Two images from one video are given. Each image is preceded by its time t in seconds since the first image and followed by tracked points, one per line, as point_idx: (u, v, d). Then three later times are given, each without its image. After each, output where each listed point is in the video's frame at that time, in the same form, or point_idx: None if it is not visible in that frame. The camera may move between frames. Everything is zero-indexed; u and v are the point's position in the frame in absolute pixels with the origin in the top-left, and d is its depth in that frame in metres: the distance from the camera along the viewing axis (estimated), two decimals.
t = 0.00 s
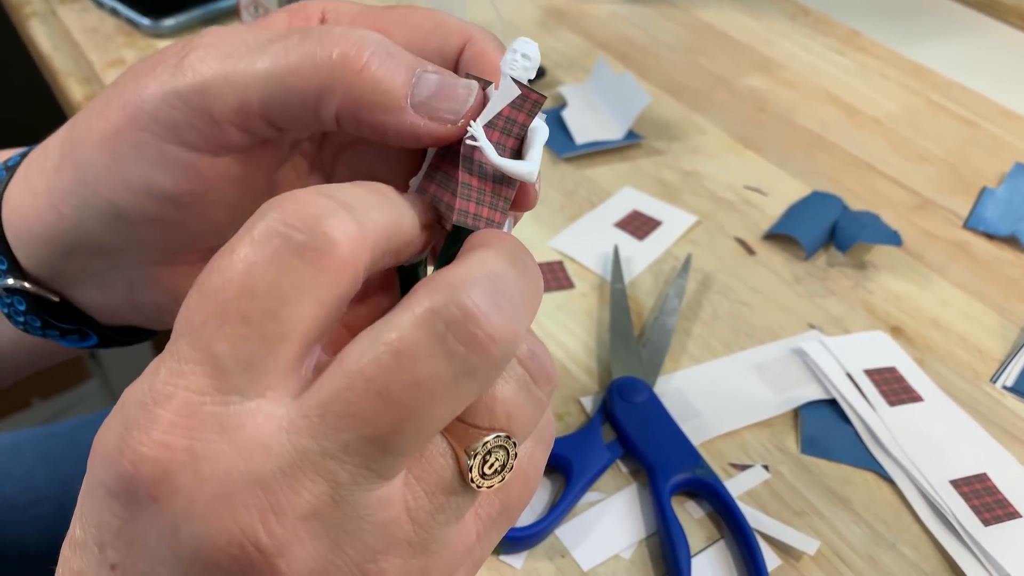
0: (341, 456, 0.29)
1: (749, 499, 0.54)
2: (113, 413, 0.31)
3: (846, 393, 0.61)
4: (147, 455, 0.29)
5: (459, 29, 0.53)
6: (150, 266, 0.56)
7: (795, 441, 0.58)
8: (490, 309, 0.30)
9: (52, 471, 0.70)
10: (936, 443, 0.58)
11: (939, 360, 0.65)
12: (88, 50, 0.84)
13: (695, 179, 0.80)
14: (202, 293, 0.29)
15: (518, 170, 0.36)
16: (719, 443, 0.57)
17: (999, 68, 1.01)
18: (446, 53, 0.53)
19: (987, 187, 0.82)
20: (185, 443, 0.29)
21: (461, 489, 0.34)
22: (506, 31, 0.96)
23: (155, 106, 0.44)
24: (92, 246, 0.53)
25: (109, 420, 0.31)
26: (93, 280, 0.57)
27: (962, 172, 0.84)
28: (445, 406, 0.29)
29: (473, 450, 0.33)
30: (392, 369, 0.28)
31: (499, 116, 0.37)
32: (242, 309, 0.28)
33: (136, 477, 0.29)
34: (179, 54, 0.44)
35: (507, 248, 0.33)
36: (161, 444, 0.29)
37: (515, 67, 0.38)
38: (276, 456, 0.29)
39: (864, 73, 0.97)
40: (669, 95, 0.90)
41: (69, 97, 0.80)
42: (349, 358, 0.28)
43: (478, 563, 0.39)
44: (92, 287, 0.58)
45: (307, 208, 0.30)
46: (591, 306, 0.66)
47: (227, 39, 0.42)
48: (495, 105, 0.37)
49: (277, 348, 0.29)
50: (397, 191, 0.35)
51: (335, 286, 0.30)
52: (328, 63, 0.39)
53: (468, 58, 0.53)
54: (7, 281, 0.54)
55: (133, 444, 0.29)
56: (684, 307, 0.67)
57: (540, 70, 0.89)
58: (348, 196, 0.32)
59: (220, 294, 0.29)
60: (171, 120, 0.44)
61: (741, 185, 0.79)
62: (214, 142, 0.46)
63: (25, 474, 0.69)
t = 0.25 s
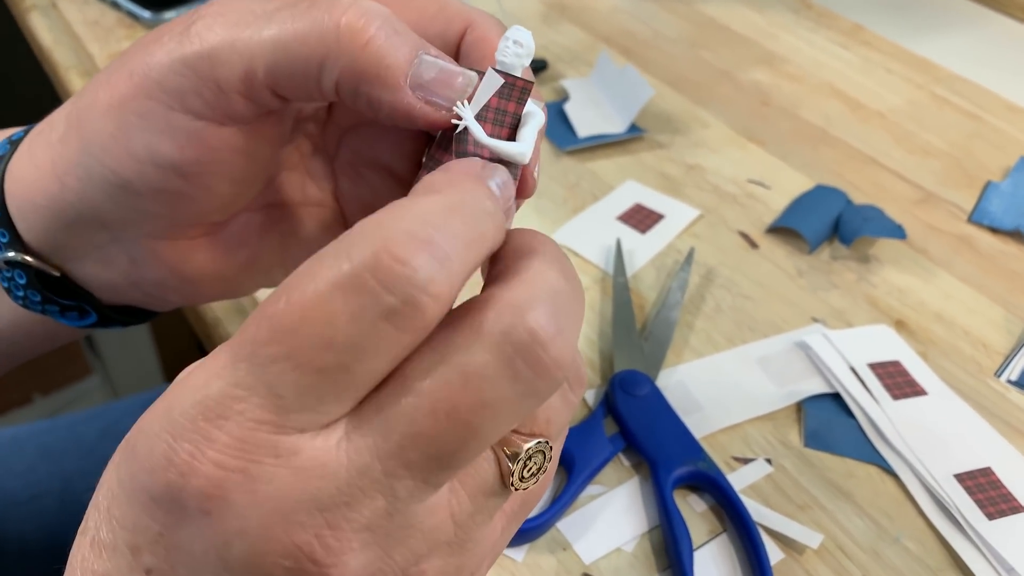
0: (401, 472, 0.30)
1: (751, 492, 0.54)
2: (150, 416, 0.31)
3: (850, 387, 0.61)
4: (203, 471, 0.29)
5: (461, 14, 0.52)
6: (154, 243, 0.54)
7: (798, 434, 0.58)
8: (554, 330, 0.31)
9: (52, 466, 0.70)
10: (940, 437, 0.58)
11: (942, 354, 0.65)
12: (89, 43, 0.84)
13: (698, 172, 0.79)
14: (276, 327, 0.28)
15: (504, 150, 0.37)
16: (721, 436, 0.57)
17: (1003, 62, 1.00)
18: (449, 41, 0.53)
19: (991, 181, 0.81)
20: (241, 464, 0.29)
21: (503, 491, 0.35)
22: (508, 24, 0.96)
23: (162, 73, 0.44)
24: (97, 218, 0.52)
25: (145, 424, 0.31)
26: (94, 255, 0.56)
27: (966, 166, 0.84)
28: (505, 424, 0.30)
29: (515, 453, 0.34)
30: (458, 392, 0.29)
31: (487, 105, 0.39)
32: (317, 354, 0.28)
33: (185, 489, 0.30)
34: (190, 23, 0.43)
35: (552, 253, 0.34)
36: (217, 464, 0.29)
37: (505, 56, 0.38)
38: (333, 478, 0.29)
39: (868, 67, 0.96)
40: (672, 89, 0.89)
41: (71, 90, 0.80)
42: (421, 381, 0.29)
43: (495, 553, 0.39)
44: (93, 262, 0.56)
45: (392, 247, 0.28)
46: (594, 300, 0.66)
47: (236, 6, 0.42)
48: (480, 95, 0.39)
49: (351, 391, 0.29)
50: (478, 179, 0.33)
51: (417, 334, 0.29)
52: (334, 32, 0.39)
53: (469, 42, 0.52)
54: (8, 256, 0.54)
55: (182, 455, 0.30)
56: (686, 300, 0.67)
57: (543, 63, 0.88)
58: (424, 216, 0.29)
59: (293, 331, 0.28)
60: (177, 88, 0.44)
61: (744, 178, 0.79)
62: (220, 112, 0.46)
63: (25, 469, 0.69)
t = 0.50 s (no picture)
0: (397, 452, 0.30)
1: (753, 488, 0.54)
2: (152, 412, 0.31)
3: (852, 383, 0.61)
4: (200, 460, 0.29)
5: (459, 18, 0.53)
6: (164, 262, 0.55)
7: (800, 430, 0.58)
8: (536, 301, 0.31)
9: (54, 463, 0.70)
10: (942, 433, 0.58)
11: (945, 350, 0.64)
12: (90, 39, 0.84)
13: (700, 168, 0.79)
14: (262, 297, 0.28)
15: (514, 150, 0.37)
16: (723, 432, 0.57)
17: (1006, 58, 1.00)
18: (449, 45, 0.53)
19: (994, 177, 0.81)
20: (239, 448, 0.29)
21: (505, 490, 0.34)
22: (510, 20, 0.96)
23: (156, 110, 0.43)
24: (101, 242, 0.53)
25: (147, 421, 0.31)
26: (101, 276, 0.56)
27: (969, 161, 0.83)
28: (493, 398, 0.31)
29: (516, 449, 0.34)
30: (443, 363, 0.29)
31: (496, 107, 0.38)
32: (305, 322, 0.28)
33: (187, 479, 0.29)
34: (179, 55, 0.43)
35: (551, 227, 0.34)
36: (215, 450, 0.29)
37: (513, 54, 0.38)
38: (330, 458, 0.30)
39: (870, 62, 0.96)
40: (674, 85, 0.89)
41: (72, 87, 0.80)
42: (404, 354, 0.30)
43: (500, 551, 0.38)
44: (100, 283, 0.57)
45: (372, 214, 0.29)
46: (595, 296, 0.66)
47: (227, 41, 0.41)
48: (490, 96, 0.38)
49: (339, 360, 0.29)
50: (456, 168, 0.34)
51: (400, 297, 0.30)
52: (333, 65, 0.39)
53: (470, 46, 0.53)
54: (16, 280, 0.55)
55: (181, 445, 0.30)
56: (688, 296, 0.67)
57: (544, 59, 0.88)
58: (403, 189, 0.31)
59: (282, 302, 0.28)
60: (173, 123, 0.44)
61: (746, 174, 0.79)
62: (218, 145, 0.45)
63: (27, 465, 0.69)
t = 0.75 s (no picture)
0: (410, 441, 0.30)
1: (755, 487, 0.54)
2: (165, 409, 0.31)
3: (853, 382, 0.61)
4: (216, 455, 0.29)
5: None
6: (176, 265, 0.56)
7: (802, 429, 0.58)
8: (543, 293, 0.32)
9: (58, 461, 0.70)
10: (943, 432, 0.58)
11: (946, 349, 0.65)
12: (93, 40, 0.84)
13: (702, 168, 0.79)
14: (277, 294, 0.29)
15: (508, 138, 0.37)
16: (725, 432, 0.57)
17: (1007, 56, 1.00)
18: (442, 15, 0.53)
19: (995, 176, 0.81)
20: (254, 443, 0.29)
21: (512, 488, 0.35)
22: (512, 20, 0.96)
23: (155, 133, 0.44)
24: (107, 252, 0.53)
25: (160, 418, 0.31)
26: (119, 278, 0.56)
27: (970, 161, 0.84)
28: (505, 388, 0.31)
29: (521, 450, 0.34)
30: (456, 353, 0.30)
31: (495, 99, 0.38)
32: (320, 318, 0.29)
33: (202, 474, 0.29)
34: (173, 75, 0.43)
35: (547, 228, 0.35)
36: (231, 444, 0.29)
37: (514, 48, 0.39)
38: (345, 450, 0.30)
39: (871, 62, 0.96)
40: (675, 84, 0.89)
41: (75, 87, 0.81)
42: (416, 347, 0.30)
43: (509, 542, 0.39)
44: (118, 282, 0.57)
45: (384, 214, 0.30)
46: (597, 294, 0.66)
47: (222, 61, 0.41)
48: (490, 89, 0.39)
49: (352, 355, 0.30)
50: (453, 165, 0.34)
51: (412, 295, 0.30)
52: (331, 85, 0.39)
53: (462, 16, 0.52)
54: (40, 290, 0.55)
55: (198, 441, 0.30)
56: (690, 295, 0.67)
57: (546, 59, 0.88)
58: (408, 188, 0.31)
59: (297, 300, 0.28)
60: (171, 145, 0.44)
61: (748, 174, 0.79)
62: (219, 160, 0.46)
63: (32, 464, 0.69)
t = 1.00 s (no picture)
0: (421, 429, 0.30)
1: (763, 487, 0.54)
2: (170, 404, 0.30)
3: (861, 382, 0.61)
4: (226, 451, 0.29)
5: None
6: (187, 250, 0.56)
7: (809, 429, 0.58)
8: (546, 279, 0.32)
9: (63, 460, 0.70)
10: (951, 432, 0.58)
11: (953, 349, 0.64)
12: (97, 40, 0.84)
13: (707, 167, 0.79)
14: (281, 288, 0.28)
15: (503, 135, 0.35)
16: (733, 431, 0.57)
17: (1012, 55, 1.00)
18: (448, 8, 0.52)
19: (1001, 175, 0.81)
20: (265, 438, 0.29)
21: (516, 469, 0.35)
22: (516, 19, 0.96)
23: (152, 122, 0.43)
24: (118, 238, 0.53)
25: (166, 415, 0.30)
26: (131, 263, 0.56)
27: (976, 160, 0.83)
28: (512, 373, 0.31)
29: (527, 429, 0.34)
30: (462, 341, 0.30)
31: (488, 98, 0.37)
32: (327, 312, 0.28)
33: (212, 472, 0.29)
34: (168, 63, 0.42)
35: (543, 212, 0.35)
36: (241, 440, 0.29)
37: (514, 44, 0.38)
38: (355, 442, 0.30)
39: (876, 61, 0.96)
40: (679, 84, 0.89)
41: (80, 87, 0.81)
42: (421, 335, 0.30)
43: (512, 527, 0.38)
44: (131, 267, 0.57)
45: (385, 207, 0.29)
46: (602, 293, 0.66)
47: (215, 50, 0.40)
48: (483, 88, 0.37)
49: (359, 347, 0.29)
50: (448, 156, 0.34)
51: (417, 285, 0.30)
52: (323, 87, 0.39)
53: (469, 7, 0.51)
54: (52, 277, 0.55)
55: (207, 437, 0.29)
56: (697, 294, 0.67)
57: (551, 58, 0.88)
58: (409, 179, 0.31)
59: (303, 293, 0.28)
60: (168, 135, 0.44)
61: (753, 173, 0.79)
62: (217, 151, 0.46)
63: (35, 464, 0.69)
